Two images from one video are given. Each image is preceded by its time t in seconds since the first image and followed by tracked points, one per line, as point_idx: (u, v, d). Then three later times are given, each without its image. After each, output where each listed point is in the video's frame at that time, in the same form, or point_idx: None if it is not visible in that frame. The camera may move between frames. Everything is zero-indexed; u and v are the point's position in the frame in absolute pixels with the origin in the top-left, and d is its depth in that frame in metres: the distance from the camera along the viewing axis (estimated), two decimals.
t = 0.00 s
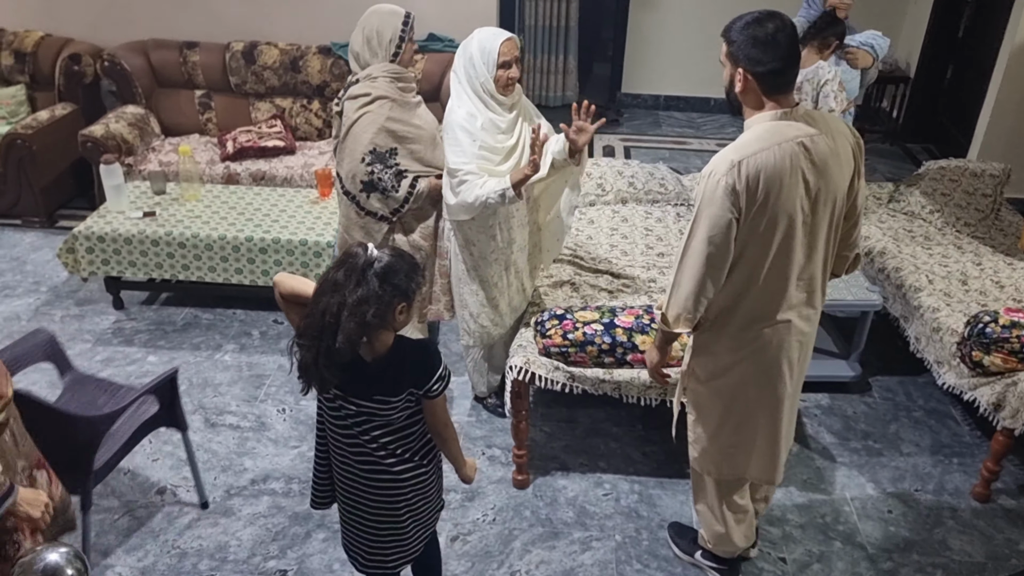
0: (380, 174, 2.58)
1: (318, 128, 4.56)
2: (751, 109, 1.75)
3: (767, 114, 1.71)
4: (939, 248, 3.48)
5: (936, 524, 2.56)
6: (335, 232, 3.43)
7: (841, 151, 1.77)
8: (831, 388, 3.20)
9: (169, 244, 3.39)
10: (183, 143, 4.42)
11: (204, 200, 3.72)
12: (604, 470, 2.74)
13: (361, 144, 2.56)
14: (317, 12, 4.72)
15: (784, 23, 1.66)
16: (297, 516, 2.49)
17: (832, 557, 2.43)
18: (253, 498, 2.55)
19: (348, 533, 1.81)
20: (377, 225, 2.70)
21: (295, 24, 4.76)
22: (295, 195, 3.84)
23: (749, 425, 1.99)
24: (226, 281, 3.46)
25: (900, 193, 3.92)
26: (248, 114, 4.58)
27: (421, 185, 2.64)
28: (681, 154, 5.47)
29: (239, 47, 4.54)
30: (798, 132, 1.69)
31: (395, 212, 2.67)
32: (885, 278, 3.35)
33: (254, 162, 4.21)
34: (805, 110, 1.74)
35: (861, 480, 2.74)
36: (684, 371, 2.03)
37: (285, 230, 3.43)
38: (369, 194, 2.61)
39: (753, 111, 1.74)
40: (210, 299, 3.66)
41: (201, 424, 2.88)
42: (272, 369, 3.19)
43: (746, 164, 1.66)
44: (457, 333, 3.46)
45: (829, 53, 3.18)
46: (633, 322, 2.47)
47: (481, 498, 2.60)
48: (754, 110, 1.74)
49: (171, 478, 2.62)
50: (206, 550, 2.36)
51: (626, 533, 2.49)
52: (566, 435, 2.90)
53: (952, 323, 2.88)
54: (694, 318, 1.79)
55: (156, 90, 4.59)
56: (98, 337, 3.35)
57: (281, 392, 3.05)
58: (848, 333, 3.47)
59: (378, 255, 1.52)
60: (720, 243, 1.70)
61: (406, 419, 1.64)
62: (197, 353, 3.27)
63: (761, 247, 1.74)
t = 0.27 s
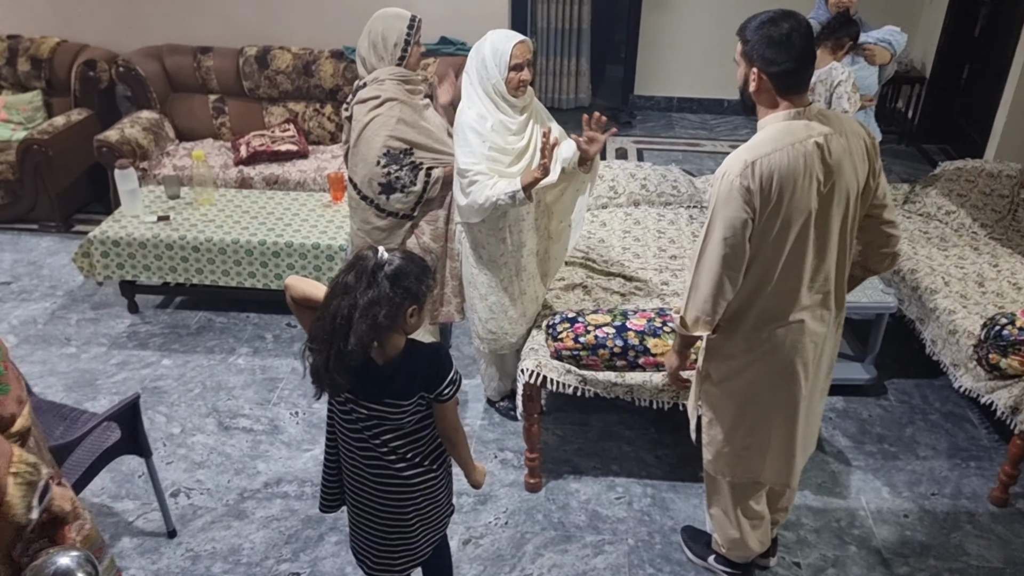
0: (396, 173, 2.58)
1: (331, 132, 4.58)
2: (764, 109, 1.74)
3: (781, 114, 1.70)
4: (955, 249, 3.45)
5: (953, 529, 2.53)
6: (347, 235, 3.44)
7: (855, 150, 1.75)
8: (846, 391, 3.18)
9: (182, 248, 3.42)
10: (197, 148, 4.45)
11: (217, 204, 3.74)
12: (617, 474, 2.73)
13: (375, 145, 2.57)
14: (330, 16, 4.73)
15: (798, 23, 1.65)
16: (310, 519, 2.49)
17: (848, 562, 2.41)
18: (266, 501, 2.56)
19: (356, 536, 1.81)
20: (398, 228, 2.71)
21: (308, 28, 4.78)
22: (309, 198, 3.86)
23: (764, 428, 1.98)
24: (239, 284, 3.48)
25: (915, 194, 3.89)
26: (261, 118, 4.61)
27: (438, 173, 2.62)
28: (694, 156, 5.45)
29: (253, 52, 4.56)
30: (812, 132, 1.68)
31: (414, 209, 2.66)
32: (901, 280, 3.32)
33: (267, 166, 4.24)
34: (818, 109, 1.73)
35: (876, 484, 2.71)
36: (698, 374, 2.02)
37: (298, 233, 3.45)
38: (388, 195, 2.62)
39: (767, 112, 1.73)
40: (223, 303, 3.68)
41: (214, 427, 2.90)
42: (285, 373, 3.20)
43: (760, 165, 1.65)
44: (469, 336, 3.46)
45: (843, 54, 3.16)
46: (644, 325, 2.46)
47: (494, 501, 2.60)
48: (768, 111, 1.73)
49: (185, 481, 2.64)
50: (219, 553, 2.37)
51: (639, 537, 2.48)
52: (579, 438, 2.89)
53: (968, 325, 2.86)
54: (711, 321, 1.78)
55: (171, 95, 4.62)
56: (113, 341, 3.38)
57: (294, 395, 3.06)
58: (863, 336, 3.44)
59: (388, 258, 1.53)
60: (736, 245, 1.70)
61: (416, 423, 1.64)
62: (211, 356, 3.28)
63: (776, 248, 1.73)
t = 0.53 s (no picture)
0: (421, 170, 2.57)
1: (346, 134, 4.59)
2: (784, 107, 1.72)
3: (800, 110, 1.69)
4: (975, 248, 3.41)
5: (974, 531, 2.50)
6: (363, 236, 3.45)
7: (876, 147, 1.74)
8: (864, 391, 3.15)
9: (199, 250, 3.44)
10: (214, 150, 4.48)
11: (234, 206, 3.76)
12: (633, 475, 2.72)
13: (398, 144, 2.54)
14: (345, 18, 4.75)
15: (817, 20, 1.63)
16: (326, 520, 2.50)
17: (867, 564, 2.39)
18: (283, 502, 2.57)
19: (371, 536, 1.81)
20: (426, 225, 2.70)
21: (323, 31, 4.80)
22: (324, 200, 3.87)
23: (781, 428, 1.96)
24: (256, 286, 3.49)
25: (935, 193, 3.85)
26: (277, 120, 4.63)
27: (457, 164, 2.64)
28: (710, 156, 5.42)
29: (268, 54, 4.58)
30: (831, 128, 1.66)
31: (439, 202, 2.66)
32: (920, 280, 3.29)
33: (283, 168, 4.25)
34: (839, 105, 1.72)
35: (896, 485, 2.69)
36: (715, 374, 2.01)
37: (313, 235, 3.46)
38: (415, 193, 2.60)
39: (786, 110, 1.72)
40: (241, 304, 3.71)
41: (231, 428, 2.91)
42: (302, 374, 3.21)
43: (778, 162, 1.64)
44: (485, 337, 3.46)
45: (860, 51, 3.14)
46: (660, 326, 2.44)
47: (509, 502, 2.60)
48: (787, 109, 1.71)
49: (202, 482, 2.65)
50: (236, 554, 2.38)
51: (655, 539, 2.46)
52: (594, 440, 2.88)
53: (989, 325, 2.82)
54: (728, 320, 1.77)
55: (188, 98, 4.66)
56: (131, 343, 3.40)
57: (310, 397, 3.07)
58: (881, 336, 3.41)
59: (403, 261, 1.53)
60: (753, 242, 1.69)
61: (431, 425, 1.64)
62: (228, 358, 3.30)
63: (795, 245, 1.72)
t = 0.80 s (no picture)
0: (441, 170, 2.59)
1: (359, 134, 4.60)
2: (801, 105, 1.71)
3: (817, 108, 1.68)
4: (992, 247, 3.38)
5: (991, 533, 2.48)
6: (375, 237, 3.46)
7: (893, 146, 1.72)
8: (880, 392, 3.13)
9: (213, 250, 3.45)
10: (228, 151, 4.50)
11: (247, 207, 3.78)
12: (646, 476, 2.71)
13: (419, 146, 2.55)
14: (357, 19, 4.76)
15: (832, 16, 1.63)
16: (339, 520, 2.50)
17: (881, 566, 2.37)
18: (296, 501, 2.58)
19: (384, 536, 1.82)
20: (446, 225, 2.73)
21: (336, 32, 4.81)
22: (337, 200, 3.88)
23: (795, 428, 1.95)
24: (269, 286, 3.51)
25: (951, 191, 3.82)
26: (290, 121, 4.65)
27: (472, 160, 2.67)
28: (724, 155, 5.40)
29: (281, 55, 4.60)
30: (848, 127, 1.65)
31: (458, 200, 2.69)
32: (936, 279, 3.26)
33: (296, 168, 4.27)
34: (856, 103, 1.71)
35: (911, 487, 2.66)
36: (728, 372, 2.00)
37: (326, 235, 3.47)
38: (436, 194, 2.62)
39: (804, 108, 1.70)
40: (255, 304, 3.72)
41: (245, 428, 2.92)
42: (315, 374, 3.22)
43: (796, 159, 1.62)
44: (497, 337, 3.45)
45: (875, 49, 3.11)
46: (674, 326, 2.42)
47: (522, 503, 2.60)
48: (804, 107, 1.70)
49: (216, 481, 2.67)
50: (249, 554, 2.39)
51: (668, 540, 2.46)
52: (607, 440, 2.87)
53: (1007, 325, 2.79)
54: (743, 319, 1.76)
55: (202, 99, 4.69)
56: (146, 343, 3.42)
57: (323, 397, 3.08)
58: (896, 336, 3.38)
59: (411, 262, 1.53)
60: (770, 240, 1.67)
61: (444, 427, 1.64)
62: (241, 358, 3.32)
63: (811, 244, 1.71)
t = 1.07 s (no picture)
0: (462, 163, 2.59)
1: (365, 133, 4.60)
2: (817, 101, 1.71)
3: (832, 104, 1.69)
4: (1000, 244, 3.36)
5: (999, 532, 2.46)
6: (381, 235, 3.46)
7: (902, 143, 1.75)
8: (887, 390, 3.11)
9: (219, 249, 3.46)
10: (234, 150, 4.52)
11: (253, 206, 3.79)
12: (652, 474, 2.71)
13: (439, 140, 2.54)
14: (363, 17, 4.76)
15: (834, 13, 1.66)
16: (345, 518, 2.51)
17: (889, 565, 2.35)
18: (302, 499, 2.59)
19: (391, 534, 1.82)
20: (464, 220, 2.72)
21: (342, 31, 4.82)
22: (342, 199, 3.88)
23: (803, 426, 1.95)
24: (276, 285, 3.51)
25: (959, 188, 3.80)
26: (296, 120, 4.66)
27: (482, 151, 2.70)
28: (731, 152, 5.38)
29: (288, 54, 4.60)
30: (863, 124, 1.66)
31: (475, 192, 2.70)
32: (944, 277, 3.24)
33: (303, 167, 4.28)
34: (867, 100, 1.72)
35: (919, 485, 2.65)
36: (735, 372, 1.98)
37: (332, 234, 3.47)
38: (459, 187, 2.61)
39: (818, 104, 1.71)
40: (261, 303, 3.73)
41: (251, 427, 2.93)
42: (321, 372, 3.23)
43: (818, 157, 1.61)
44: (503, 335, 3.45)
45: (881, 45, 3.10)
46: (679, 324, 2.42)
47: (527, 501, 2.59)
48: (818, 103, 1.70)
49: (222, 479, 2.67)
50: (255, 552, 2.39)
51: (674, 538, 2.45)
52: (613, 438, 2.86)
53: (1015, 323, 2.77)
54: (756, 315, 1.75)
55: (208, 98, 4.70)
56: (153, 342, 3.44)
57: (328, 396, 3.08)
58: (904, 334, 3.37)
59: (415, 261, 1.51)
60: (790, 238, 1.67)
61: (448, 426, 1.64)
62: (248, 356, 3.32)
63: (828, 241, 1.71)
